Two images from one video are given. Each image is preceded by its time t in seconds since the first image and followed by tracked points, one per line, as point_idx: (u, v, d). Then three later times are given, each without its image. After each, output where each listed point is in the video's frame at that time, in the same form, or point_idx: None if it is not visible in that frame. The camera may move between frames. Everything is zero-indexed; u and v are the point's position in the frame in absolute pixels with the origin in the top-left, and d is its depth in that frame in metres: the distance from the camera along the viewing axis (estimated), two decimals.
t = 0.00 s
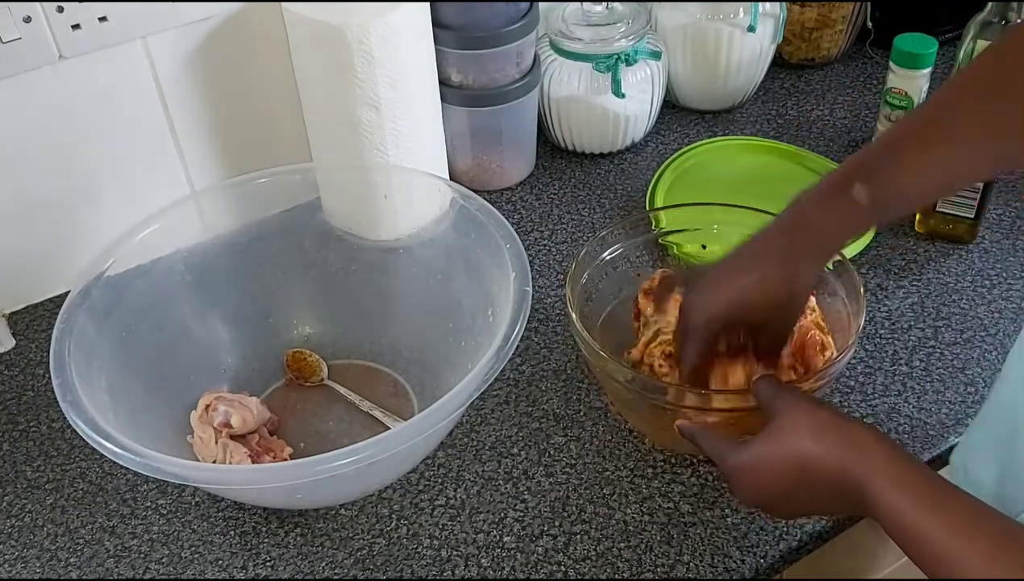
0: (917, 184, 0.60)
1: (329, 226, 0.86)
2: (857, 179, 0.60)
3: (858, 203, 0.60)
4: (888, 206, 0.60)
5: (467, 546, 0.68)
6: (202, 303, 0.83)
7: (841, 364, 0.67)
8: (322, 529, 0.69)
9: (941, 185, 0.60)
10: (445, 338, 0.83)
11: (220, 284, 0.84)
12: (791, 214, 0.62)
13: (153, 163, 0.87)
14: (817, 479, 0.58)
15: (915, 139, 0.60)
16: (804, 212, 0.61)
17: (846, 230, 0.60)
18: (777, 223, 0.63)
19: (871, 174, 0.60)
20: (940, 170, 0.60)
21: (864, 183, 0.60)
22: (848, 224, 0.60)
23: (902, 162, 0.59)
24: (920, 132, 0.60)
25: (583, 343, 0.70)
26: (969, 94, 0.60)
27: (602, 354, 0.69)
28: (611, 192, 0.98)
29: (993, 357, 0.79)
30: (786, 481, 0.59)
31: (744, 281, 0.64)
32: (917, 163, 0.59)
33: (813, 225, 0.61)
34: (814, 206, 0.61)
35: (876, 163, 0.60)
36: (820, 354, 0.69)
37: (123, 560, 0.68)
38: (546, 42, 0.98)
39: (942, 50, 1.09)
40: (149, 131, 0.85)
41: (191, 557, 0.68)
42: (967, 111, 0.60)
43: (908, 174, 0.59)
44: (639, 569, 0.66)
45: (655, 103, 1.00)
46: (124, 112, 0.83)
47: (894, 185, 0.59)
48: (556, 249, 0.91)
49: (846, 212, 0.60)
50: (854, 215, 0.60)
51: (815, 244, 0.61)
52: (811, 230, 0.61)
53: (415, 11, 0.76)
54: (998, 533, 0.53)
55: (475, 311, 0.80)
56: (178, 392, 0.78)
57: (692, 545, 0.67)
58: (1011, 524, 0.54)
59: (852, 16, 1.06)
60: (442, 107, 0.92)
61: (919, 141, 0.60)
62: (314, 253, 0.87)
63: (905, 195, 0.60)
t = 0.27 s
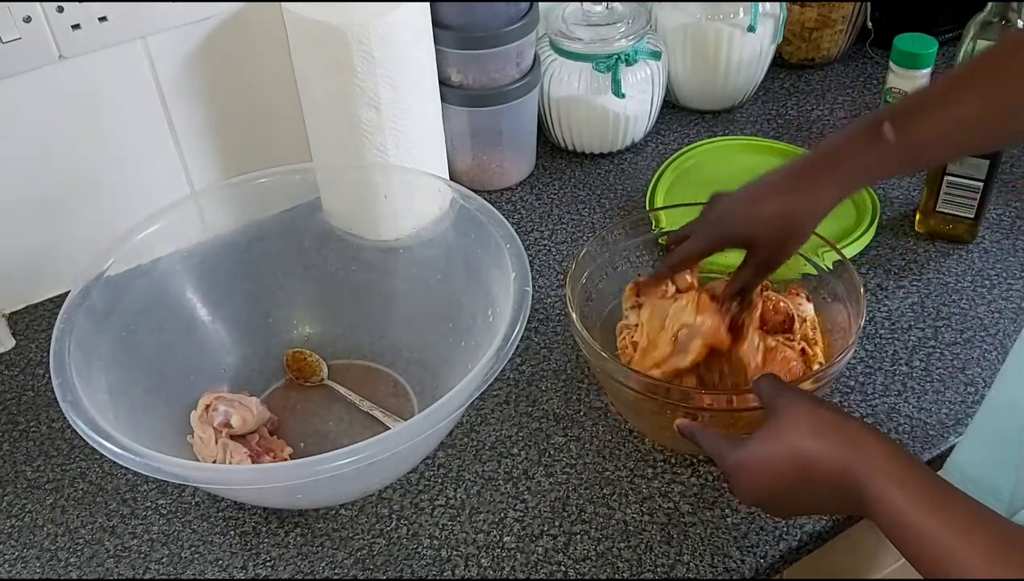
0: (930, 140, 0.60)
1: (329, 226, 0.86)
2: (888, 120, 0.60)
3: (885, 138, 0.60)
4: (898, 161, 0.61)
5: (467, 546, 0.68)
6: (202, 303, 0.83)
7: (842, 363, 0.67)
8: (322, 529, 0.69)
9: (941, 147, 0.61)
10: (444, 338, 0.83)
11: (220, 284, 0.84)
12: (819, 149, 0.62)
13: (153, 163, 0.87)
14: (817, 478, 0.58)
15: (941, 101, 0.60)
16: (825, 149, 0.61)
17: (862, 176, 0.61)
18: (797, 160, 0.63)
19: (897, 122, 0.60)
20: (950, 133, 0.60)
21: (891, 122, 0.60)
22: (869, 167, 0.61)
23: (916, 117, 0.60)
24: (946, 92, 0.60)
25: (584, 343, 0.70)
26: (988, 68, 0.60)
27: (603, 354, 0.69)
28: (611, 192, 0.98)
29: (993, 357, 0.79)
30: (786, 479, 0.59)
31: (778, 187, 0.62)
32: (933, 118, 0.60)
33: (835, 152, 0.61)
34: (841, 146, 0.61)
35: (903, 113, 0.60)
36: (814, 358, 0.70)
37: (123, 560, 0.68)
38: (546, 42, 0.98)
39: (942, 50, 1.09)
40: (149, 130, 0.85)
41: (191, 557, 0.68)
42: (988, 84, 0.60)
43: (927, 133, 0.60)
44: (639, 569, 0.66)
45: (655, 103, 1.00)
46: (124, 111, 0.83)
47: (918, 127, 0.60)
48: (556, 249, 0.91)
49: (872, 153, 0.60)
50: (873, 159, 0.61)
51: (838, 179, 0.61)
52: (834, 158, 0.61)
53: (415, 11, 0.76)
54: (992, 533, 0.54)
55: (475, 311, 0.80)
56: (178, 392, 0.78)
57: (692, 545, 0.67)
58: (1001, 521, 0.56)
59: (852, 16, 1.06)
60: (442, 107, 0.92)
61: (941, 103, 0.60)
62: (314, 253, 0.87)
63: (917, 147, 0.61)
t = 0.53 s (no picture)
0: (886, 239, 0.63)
1: (329, 226, 0.86)
2: (836, 213, 0.65)
3: (833, 231, 0.65)
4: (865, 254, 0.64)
5: (467, 546, 0.68)
6: (202, 303, 0.83)
7: (842, 363, 0.67)
8: (322, 529, 0.69)
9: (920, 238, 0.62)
10: (444, 338, 0.83)
11: (220, 284, 0.84)
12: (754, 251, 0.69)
13: (152, 163, 0.87)
14: (817, 477, 0.58)
15: (899, 194, 0.62)
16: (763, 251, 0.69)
17: (800, 274, 0.67)
18: (758, 248, 0.70)
19: (846, 214, 0.65)
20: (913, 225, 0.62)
21: (842, 213, 0.65)
22: (813, 257, 0.66)
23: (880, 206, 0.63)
24: (918, 179, 0.61)
25: (583, 341, 0.71)
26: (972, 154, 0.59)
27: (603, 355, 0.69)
28: (611, 192, 0.98)
29: (993, 357, 0.79)
30: (786, 480, 0.59)
31: (723, 277, 0.69)
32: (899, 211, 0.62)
33: (792, 263, 0.67)
34: (765, 254, 0.69)
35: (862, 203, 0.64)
36: (813, 355, 0.71)
37: (123, 560, 0.68)
38: (546, 42, 0.98)
39: (942, 50, 1.09)
40: (149, 131, 0.85)
41: (191, 557, 0.68)
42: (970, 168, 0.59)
43: (884, 220, 0.63)
44: (639, 569, 0.66)
45: (655, 103, 1.00)
46: (124, 112, 0.83)
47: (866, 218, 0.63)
48: (556, 249, 0.91)
49: (778, 260, 0.67)
50: (822, 262, 0.66)
51: (768, 284, 0.68)
52: (771, 258, 0.68)
53: (415, 11, 0.76)
54: (999, 531, 0.53)
55: (475, 311, 0.80)
56: (178, 392, 0.78)
57: (692, 545, 0.67)
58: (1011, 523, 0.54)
59: (852, 16, 1.06)
60: (442, 107, 0.92)
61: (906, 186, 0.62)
62: (314, 253, 0.87)
63: (875, 244, 0.63)
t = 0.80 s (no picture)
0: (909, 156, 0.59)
1: (329, 226, 0.86)
2: (855, 130, 0.60)
3: (853, 149, 0.59)
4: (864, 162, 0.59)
5: (467, 546, 0.68)
6: (202, 303, 0.83)
7: (842, 362, 0.67)
8: (322, 529, 0.69)
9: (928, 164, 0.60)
10: (444, 338, 0.83)
11: (220, 284, 0.84)
12: (787, 151, 0.62)
13: (153, 163, 0.87)
14: (819, 478, 0.58)
15: (910, 114, 0.59)
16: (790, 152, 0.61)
17: (828, 184, 0.60)
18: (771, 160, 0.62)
19: (866, 134, 0.59)
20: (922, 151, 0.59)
21: (861, 135, 0.60)
22: (830, 178, 0.60)
23: (882, 127, 0.59)
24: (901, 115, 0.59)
25: (582, 341, 0.71)
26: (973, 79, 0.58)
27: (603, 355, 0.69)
28: (611, 192, 0.98)
29: (993, 357, 0.79)
30: (787, 480, 0.59)
31: (738, 203, 0.61)
32: (902, 134, 0.59)
33: (798, 162, 0.60)
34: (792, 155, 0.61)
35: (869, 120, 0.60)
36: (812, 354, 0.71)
37: (123, 560, 0.68)
38: (546, 42, 0.98)
39: (942, 50, 1.09)
40: (149, 130, 0.85)
41: (191, 557, 0.68)
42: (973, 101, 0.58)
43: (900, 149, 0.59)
44: (639, 569, 0.66)
45: (655, 104, 1.00)
46: (125, 111, 0.83)
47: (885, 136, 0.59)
48: (556, 249, 0.91)
49: (839, 155, 0.60)
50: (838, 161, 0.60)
51: (800, 179, 0.60)
52: (800, 174, 0.60)
53: (415, 11, 0.76)
54: (1000, 533, 0.53)
55: (475, 311, 0.80)
56: (178, 393, 0.78)
57: (692, 545, 0.67)
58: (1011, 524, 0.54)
59: (852, 16, 1.06)
60: (442, 107, 0.92)
61: (904, 115, 0.59)
62: (314, 253, 0.87)
63: (888, 161, 0.59)
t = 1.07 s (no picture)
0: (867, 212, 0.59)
1: (329, 226, 0.86)
2: (795, 201, 0.60)
3: (791, 219, 0.60)
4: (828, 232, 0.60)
5: (467, 546, 0.68)
6: (201, 303, 0.83)
7: (842, 362, 0.67)
8: (322, 529, 0.69)
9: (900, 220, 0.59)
10: (444, 338, 0.83)
11: (220, 284, 0.84)
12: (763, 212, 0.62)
13: (153, 163, 0.87)
14: (820, 479, 0.58)
15: (863, 174, 0.58)
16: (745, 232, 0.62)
17: (780, 253, 0.61)
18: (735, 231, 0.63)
19: (805, 200, 0.60)
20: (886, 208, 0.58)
21: (800, 204, 0.60)
22: (786, 246, 0.61)
23: (849, 186, 0.58)
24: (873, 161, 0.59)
25: (582, 341, 0.71)
26: (920, 141, 0.57)
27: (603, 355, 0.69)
28: (611, 192, 0.98)
29: (994, 357, 0.79)
30: (788, 480, 0.59)
31: (707, 275, 0.63)
32: (857, 196, 0.58)
33: (754, 246, 0.61)
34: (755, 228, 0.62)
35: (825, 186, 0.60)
36: (815, 353, 0.71)
37: (123, 560, 0.68)
38: (546, 42, 0.98)
39: (942, 50, 1.09)
40: (149, 130, 0.85)
41: (191, 557, 0.68)
42: (921, 153, 0.57)
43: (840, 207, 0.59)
44: (639, 569, 0.66)
45: (655, 103, 1.00)
46: (125, 111, 0.83)
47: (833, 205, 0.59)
48: (556, 249, 0.91)
49: (782, 229, 0.60)
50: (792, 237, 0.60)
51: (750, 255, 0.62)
52: (761, 250, 0.61)
53: (415, 10, 0.76)
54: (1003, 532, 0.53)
55: (475, 311, 0.80)
56: (178, 393, 0.78)
57: (692, 545, 0.67)
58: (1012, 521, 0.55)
59: (852, 16, 1.06)
60: (442, 107, 0.92)
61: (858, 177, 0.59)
62: (314, 253, 0.87)
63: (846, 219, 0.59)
